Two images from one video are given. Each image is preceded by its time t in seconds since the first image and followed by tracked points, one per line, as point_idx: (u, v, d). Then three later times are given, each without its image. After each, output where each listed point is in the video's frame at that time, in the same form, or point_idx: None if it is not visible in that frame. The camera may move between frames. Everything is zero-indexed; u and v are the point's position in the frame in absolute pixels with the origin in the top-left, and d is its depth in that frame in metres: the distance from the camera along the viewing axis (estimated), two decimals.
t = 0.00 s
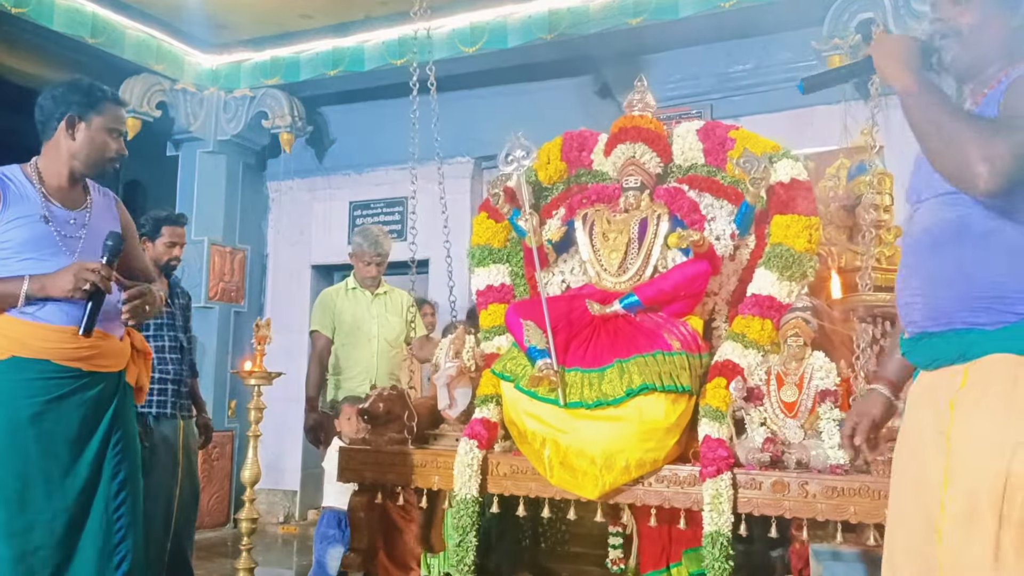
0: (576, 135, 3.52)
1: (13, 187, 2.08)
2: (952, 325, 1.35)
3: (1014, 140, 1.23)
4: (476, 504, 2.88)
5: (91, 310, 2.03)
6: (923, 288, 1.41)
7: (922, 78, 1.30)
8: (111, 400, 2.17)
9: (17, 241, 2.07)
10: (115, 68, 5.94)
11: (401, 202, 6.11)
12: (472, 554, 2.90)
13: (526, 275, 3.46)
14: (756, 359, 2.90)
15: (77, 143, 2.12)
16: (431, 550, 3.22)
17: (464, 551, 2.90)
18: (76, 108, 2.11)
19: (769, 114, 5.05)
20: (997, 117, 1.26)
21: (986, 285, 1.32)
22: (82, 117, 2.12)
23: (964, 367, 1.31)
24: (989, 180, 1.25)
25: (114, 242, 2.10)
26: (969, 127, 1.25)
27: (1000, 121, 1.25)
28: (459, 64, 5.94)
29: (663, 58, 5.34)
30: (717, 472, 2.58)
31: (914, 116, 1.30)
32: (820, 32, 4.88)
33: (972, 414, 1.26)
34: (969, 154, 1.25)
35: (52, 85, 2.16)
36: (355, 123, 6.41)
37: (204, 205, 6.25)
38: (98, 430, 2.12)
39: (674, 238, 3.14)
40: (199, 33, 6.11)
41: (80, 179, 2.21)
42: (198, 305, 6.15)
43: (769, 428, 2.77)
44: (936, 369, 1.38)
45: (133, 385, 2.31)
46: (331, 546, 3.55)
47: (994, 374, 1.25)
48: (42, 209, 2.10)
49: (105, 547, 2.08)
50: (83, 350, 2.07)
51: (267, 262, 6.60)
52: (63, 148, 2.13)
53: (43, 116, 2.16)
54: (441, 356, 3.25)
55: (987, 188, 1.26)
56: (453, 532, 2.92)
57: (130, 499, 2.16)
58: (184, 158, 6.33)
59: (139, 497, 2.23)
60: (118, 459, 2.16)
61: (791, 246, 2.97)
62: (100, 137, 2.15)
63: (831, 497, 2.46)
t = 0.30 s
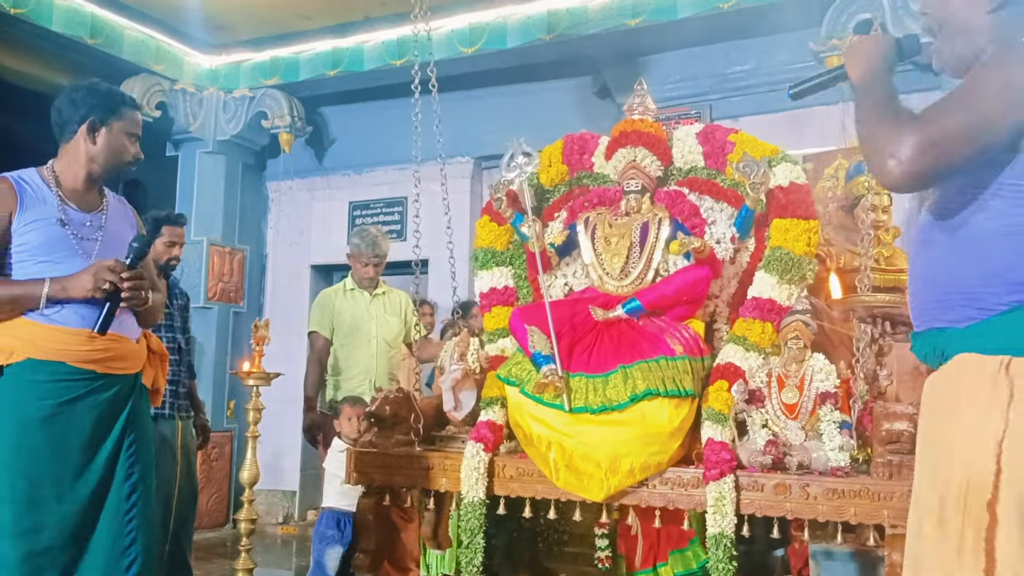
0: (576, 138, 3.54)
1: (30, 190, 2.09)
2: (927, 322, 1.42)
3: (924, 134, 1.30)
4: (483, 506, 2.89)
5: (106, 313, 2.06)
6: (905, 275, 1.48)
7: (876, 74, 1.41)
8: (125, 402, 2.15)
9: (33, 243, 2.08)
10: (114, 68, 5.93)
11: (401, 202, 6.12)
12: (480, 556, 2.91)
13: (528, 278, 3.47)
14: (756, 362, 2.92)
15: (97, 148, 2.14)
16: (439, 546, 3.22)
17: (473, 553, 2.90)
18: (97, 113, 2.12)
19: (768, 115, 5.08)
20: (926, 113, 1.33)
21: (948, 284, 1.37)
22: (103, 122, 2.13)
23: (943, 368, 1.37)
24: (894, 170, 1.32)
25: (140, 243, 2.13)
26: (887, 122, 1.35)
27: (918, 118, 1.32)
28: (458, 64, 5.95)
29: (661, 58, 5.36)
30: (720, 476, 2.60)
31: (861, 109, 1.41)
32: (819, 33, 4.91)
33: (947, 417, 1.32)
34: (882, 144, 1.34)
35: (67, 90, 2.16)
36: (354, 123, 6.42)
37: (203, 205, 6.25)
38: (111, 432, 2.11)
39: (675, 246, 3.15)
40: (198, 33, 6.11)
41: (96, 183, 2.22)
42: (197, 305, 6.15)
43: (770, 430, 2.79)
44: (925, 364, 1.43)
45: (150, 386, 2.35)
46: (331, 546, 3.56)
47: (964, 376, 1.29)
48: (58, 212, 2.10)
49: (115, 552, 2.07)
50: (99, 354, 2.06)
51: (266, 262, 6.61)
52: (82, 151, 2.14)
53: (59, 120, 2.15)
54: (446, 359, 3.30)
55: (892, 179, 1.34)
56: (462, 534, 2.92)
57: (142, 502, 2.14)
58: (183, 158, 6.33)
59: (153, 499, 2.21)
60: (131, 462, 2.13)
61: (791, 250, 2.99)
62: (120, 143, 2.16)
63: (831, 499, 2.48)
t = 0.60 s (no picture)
0: (571, 138, 3.54)
1: (53, 189, 2.05)
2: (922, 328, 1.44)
3: (866, 142, 1.32)
4: (483, 506, 2.90)
5: (159, 301, 2.18)
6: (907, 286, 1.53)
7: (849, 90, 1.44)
8: (145, 402, 2.12)
9: (55, 242, 2.02)
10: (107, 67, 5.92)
11: (396, 202, 6.11)
12: (480, 556, 2.91)
13: (524, 278, 3.47)
14: (752, 362, 2.92)
15: (120, 150, 2.13)
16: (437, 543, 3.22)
17: (473, 552, 2.91)
18: (120, 117, 2.11)
19: (763, 114, 5.10)
20: (876, 120, 1.34)
21: (930, 292, 1.40)
22: (127, 126, 2.12)
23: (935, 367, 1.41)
24: (839, 180, 1.36)
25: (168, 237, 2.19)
26: (840, 132, 1.38)
27: (863, 126, 1.35)
28: (453, 64, 5.96)
29: (656, 58, 5.37)
30: (717, 476, 2.60)
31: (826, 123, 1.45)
32: (813, 33, 4.92)
33: (933, 417, 1.37)
34: (832, 153, 1.38)
35: (85, 94, 2.15)
36: (349, 122, 6.41)
37: (197, 204, 6.23)
38: (129, 432, 2.08)
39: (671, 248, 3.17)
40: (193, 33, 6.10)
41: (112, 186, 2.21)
42: (191, 304, 6.15)
43: (766, 429, 2.81)
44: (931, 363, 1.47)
45: (165, 384, 2.24)
46: (327, 546, 3.56)
47: (943, 379, 1.34)
48: (81, 211, 2.07)
49: (130, 551, 2.02)
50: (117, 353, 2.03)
51: (261, 262, 6.60)
52: (104, 152, 2.12)
53: (79, 124, 2.14)
54: (445, 360, 3.34)
55: (839, 188, 1.37)
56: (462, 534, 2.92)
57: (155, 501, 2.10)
58: (177, 158, 6.33)
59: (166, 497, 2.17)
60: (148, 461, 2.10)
61: (785, 251, 2.99)
62: (141, 146, 2.16)
63: (826, 499, 2.49)
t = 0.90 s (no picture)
0: (564, 137, 3.54)
1: (67, 189, 2.04)
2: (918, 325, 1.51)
3: (851, 145, 1.41)
4: (475, 504, 2.91)
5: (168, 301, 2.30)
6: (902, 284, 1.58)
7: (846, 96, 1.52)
8: (157, 399, 2.17)
9: (71, 242, 2.01)
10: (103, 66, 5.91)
11: (392, 201, 6.11)
12: (471, 554, 2.91)
13: (518, 277, 3.47)
14: (744, 360, 2.93)
15: (132, 154, 2.15)
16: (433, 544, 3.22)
17: (463, 552, 2.90)
18: (133, 121, 2.13)
19: (758, 113, 5.10)
20: (863, 119, 1.42)
21: (926, 287, 1.46)
22: (140, 131, 2.15)
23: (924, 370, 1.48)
24: (828, 182, 1.45)
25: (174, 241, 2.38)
26: (830, 135, 1.47)
27: (851, 127, 1.43)
28: (448, 63, 5.95)
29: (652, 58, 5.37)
30: (708, 474, 2.62)
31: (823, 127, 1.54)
32: (808, 32, 4.93)
33: (922, 418, 1.45)
34: (824, 157, 1.46)
35: (94, 97, 2.15)
36: (345, 121, 6.41)
37: (193, 204, 6.23)
38: (146, 430, 2.12)
39: (663, 246, 3.08)
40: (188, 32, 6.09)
41: (119, 188, 2.21)
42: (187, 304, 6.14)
43: (757, 427, 2.80)
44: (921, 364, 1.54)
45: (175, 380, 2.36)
46: (323, 545, 3.57)
47: (933, 379, 1.41)
48: (94, 211, 2.06)
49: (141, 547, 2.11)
50: (136, 349, 2.07)
51: (257, 261, 6.60)
52: (115, 155, 2.14)
53: (88, 125, 2.14)
54: (437, 358, 3.32)
55: (828, 190, 1.46)
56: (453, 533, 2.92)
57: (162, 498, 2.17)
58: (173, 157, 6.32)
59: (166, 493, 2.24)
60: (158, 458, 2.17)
61: (777, 250, 3.01)
62: (150, 150, 2.19)
63: (817, 496, 2.50)
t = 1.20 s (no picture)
0: (559, 138, 3.56)
1: (59, 188, 2.07)
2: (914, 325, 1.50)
3: (858, 144, 1.42)
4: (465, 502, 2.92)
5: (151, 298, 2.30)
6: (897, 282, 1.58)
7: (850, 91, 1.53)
8: (145, 398, 2.22)
9: (61, 239, 2.04)
10: (104, 67, 5.94)
11: (392, 201, 6.13)
12: (461, 552, 2.92)
13: (512, 276, 3.52)
14: (736, 358, 2.96)
15: (122, 154, 2.18)
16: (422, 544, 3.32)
17: (454, 549, 2.92)
18: (124, 122, 2.17)
19: (755, 114, 5.12)
20: (870, 120, 1.43)
21: (924, 286, 1.45)
22: (129, 130, 2.18)
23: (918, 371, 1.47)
24: (835, 181, 1.45)
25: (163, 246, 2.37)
26: (836, 132, 1.47)
27: (857, 126, 1.43)
28: (447, 64, 5.97)
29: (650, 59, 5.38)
30: (699, 471, 2.63)
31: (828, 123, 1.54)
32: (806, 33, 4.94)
33: (915, 418, 1.43)
34: (830, 153, 1.47)
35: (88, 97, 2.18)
36: (345, 122, 6.44)
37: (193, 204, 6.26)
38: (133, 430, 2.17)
39: (656, 242, 3.18)
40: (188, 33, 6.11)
41: (108, 189, 2.25)
42: (187, 303, 6.17)
43: (749, 425, 2.80)
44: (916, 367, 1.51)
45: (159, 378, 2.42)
46: (320, 543, 3.58)
47: (930, 381, 1.40)
48: (85, 210, 2.10)
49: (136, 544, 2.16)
50: (125, 347, 2.11)
51: (257, 261, 6.62)
52: (105, 155, 2.16)
53: (79, 125, 2.16)
54: (429, 356, 3.32)
55: (835, 188, 1.46)
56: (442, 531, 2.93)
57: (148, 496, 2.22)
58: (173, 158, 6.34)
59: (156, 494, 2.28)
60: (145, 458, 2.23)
61: (770, 248, 3.02)
62: (142, 152, 2.22)
63: (809, 494, 2.51)
